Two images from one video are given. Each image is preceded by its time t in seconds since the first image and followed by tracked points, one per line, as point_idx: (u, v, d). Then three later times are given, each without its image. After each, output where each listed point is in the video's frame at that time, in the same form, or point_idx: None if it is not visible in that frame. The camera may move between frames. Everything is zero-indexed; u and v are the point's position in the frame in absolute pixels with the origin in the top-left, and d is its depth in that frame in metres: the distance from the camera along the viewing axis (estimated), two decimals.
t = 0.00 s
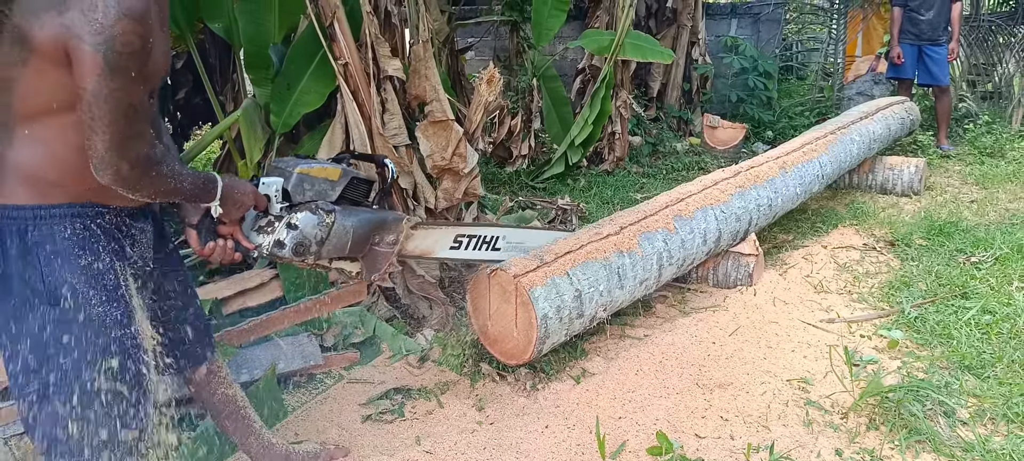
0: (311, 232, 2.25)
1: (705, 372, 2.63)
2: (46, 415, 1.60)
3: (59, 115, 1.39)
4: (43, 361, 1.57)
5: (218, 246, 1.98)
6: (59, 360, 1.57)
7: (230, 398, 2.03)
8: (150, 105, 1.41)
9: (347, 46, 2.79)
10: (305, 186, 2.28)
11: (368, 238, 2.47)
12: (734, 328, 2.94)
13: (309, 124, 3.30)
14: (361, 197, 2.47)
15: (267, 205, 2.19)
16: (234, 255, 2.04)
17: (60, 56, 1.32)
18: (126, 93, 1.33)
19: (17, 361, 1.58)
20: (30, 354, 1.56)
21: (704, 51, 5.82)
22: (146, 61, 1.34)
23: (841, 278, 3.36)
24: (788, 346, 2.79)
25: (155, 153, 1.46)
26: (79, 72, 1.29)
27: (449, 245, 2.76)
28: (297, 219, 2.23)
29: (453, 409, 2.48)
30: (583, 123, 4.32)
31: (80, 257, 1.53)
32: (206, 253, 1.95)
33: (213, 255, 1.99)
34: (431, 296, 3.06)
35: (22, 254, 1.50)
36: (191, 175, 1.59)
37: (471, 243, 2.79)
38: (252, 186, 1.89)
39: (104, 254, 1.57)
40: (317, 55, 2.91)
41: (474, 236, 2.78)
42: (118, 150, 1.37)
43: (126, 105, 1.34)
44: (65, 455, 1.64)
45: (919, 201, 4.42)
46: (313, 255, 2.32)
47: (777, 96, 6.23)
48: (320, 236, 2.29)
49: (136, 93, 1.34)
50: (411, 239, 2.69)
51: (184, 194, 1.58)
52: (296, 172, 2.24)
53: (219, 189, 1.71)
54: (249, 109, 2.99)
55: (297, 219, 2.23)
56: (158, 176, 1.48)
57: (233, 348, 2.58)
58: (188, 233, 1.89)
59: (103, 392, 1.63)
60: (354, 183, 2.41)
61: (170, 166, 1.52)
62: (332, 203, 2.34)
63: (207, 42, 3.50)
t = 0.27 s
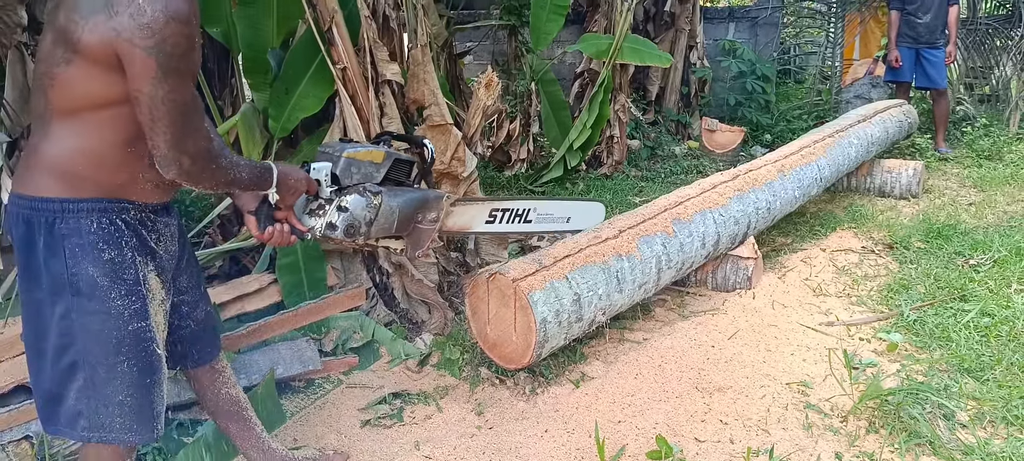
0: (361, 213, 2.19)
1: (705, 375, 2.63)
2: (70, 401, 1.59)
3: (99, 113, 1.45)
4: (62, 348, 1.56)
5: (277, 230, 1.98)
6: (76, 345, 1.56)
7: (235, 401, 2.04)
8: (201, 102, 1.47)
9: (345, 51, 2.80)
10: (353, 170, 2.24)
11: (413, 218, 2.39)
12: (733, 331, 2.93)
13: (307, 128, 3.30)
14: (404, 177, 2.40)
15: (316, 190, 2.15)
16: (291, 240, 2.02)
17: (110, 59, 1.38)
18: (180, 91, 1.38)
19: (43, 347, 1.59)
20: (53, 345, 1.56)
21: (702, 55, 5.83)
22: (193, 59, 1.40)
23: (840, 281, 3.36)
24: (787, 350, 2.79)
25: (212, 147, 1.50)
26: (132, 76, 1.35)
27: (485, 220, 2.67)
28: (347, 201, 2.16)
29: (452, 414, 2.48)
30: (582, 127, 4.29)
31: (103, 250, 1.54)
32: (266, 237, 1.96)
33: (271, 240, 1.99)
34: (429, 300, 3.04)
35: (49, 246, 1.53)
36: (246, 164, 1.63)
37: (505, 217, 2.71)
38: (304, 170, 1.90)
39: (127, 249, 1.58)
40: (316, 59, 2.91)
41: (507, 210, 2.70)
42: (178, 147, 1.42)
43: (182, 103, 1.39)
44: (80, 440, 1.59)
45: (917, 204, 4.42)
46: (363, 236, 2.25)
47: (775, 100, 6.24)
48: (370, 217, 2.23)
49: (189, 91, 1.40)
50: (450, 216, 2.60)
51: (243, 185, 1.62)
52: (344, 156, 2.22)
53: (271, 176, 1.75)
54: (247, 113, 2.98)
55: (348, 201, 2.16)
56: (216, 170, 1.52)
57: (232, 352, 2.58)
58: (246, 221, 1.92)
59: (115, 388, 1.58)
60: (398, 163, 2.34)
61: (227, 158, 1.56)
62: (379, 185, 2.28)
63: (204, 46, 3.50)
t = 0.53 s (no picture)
0: (357, 217, 2.20)
1: (704, 382, 2.62)
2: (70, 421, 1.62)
3: (89, 125, 1.44)
4: (59, 366, 1.58)
5: (273, 232, 1.96)
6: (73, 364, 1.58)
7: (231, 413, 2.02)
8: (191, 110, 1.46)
9: (342, 58, 2.80)
10: (350, 175, 2.26)
11: (410, 224, 2.40)
12: (732, 337, 2.93)
13: (306, 136, 3.32)
14: (402, 184, 2.41)
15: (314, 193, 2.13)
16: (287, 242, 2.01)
17: (97, 70, 1.38)
18: (167, 100, 1.38)
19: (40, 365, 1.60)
20: (52, 359, 1.58)
21: (699, 61, 5.85)
22: (180, 67, 1.40)
23: (838, 286, 3.36)
24: (787, 356, 2.79)
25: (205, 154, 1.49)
26: (119, 87, 1.35)
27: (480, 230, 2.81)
28: (344, 205, 2.18)
29: (451, 422, 2.47)
30: (580, 134, 4.34)
31: (99, 264, 1.55)
32: (262, 239, 1.94)
33: (269, 242, 1.97)
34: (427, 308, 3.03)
35: (44, 261, 1.53)
36: (243, 168, 1.62)
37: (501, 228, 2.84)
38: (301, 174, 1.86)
39: (123, 262, 1.59)
40: (313, 67, 2.92)
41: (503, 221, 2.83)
42: (168, 156, 1.42)
43: (170, 112, 1.39)
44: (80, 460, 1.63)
45: (916, 210, 4.42)
46: (359, 241, 2.27)
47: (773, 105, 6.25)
48: (366, 222, 2.24)
49: (177, 99, 1.40)
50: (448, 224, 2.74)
51: (240, 190, 1.62)
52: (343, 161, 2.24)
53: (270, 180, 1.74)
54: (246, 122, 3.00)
55: (345, 205, 2.18)
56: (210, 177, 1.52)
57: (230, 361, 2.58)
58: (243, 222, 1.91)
59: (114, 403, 1.62)
60: (396, 170, 2.36)
61: (221, 164, 1.55)
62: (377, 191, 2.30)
63: (202, 55, 3.51)
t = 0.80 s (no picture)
0: (325, 238, 2.39)
1: (703, 386, 2.62)
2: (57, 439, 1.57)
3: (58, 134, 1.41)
4: (44, 382, 1.53)
5: (235, 250, 1.86)
6: (57, 379, 1.53)
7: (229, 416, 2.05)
8: (152, 119, 1.41)
9: (342, 61, 2.82)
10: (320, 195, 2.49)
11: (378, 246, 2.63)
12: (732, 342, 2.93)
13: (305, 140, 3.35)
14: (373, 208, 2.65)
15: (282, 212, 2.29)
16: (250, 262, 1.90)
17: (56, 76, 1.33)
18: (123, 107, 1.33)
19: (24, 382, 1.56)
20: (34, 376, 1.53)
21: (699, 65, 5.86)
22: (140, 73, 1.35)
23: (837, 291, 3.37)
24: (786, 360, 2.79)
25: (163, 165, 1.43)
26: (74, 91, 1.30)
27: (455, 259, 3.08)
28: (312, 225, 2.37)
29: (450, 425, 2.47)
30: (579, 138, 4.35)
31: (79, 276, 1.50)
32: (224, 256, 1.84)
33: (230, 261, 1.86)
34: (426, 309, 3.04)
35: (22, 274, 1.48)
36: (203, 184, 1.56)
37: (476, 258, 3.11)
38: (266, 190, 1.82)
39: (104, 273, 1.54)
40: (311, 70, 2.93)
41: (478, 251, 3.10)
42: (123, 165, 1.36)
43: (126, 120, 1.34)
44: None
45: (914, 215, 4.43)
46: (326, 262, 2.45)
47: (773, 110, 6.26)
48: (334, 243, 2.43)
49: (134, 107, 1.35)
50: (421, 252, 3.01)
51: (199, 205, 1.55)
52: (312, 180, 2.48)
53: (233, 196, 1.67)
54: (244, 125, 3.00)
55: (313, 225, 2.37)
56: (167, 190, 1.45)
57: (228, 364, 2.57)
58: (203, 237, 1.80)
59: (102, 418, 1.58)
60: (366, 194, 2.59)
61: (181, 178, 1.49)
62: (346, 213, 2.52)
63: (201, 57, 3.52)
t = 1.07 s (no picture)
0: (274, 264, 2.26)
1: (697, 389, 2.65)
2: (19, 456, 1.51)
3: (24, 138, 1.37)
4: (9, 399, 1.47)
5: (172, 269, 1.89)
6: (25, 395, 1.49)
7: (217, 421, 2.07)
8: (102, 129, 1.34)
9: (338, 65, 2.84)
10: (275, 218, 2.34)
11: (335, 277, 2.47)
12: (726, 345, 2.96)
13: (301, 143, 3.37)
14: (333, 236, 2.51)
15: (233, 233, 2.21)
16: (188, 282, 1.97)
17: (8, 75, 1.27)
18: (70, 114, 1.26)
19: None
20: None
21: (696, 69, 5.90)
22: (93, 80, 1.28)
23: (831, 295, 3.39)
24: (780, 363, 2.81)
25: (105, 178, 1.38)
26: (21, 91, 1.24)
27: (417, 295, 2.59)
28: (262, 250, 2.24)
29: (446, 428, 2.49)
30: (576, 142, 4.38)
31: (48, 286, 1.49)
32: (161, 276, 1.87)
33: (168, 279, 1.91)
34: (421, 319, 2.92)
35: None
36: (146, 200, 1.50)
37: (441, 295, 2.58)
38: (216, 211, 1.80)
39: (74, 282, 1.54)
40: (308, 73, 2.95)
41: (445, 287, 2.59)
42: (62, 174, 1.31)
43: (71, 128, 1.27)
44: None
45: (908, 219, 4.46)
46: (275, 290, 2.32)
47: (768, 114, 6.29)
48: (285, 271, 2.30)
49: (83, 116, 1.28)
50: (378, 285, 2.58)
51: (139, 222, 1.49)
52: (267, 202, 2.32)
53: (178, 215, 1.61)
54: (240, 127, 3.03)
55: (263, 249, 2.24)
56: (106, 203, 1.40)
57: (224, 368, 2.58)
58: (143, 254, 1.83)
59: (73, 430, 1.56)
60: (326, 220, 2.46)
61: (123, 192, 1.43)
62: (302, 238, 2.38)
63: (198, 60, 3.53)
